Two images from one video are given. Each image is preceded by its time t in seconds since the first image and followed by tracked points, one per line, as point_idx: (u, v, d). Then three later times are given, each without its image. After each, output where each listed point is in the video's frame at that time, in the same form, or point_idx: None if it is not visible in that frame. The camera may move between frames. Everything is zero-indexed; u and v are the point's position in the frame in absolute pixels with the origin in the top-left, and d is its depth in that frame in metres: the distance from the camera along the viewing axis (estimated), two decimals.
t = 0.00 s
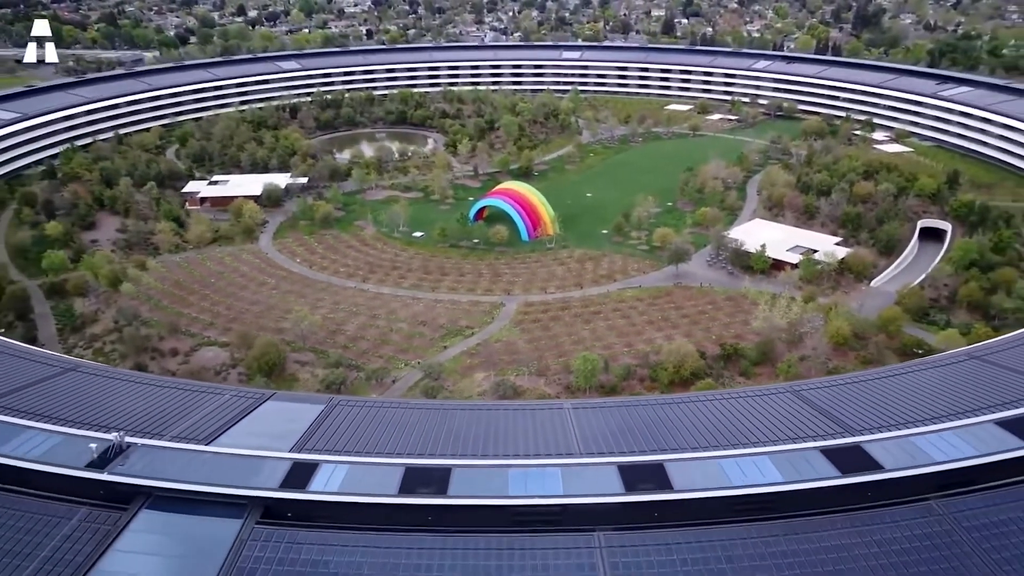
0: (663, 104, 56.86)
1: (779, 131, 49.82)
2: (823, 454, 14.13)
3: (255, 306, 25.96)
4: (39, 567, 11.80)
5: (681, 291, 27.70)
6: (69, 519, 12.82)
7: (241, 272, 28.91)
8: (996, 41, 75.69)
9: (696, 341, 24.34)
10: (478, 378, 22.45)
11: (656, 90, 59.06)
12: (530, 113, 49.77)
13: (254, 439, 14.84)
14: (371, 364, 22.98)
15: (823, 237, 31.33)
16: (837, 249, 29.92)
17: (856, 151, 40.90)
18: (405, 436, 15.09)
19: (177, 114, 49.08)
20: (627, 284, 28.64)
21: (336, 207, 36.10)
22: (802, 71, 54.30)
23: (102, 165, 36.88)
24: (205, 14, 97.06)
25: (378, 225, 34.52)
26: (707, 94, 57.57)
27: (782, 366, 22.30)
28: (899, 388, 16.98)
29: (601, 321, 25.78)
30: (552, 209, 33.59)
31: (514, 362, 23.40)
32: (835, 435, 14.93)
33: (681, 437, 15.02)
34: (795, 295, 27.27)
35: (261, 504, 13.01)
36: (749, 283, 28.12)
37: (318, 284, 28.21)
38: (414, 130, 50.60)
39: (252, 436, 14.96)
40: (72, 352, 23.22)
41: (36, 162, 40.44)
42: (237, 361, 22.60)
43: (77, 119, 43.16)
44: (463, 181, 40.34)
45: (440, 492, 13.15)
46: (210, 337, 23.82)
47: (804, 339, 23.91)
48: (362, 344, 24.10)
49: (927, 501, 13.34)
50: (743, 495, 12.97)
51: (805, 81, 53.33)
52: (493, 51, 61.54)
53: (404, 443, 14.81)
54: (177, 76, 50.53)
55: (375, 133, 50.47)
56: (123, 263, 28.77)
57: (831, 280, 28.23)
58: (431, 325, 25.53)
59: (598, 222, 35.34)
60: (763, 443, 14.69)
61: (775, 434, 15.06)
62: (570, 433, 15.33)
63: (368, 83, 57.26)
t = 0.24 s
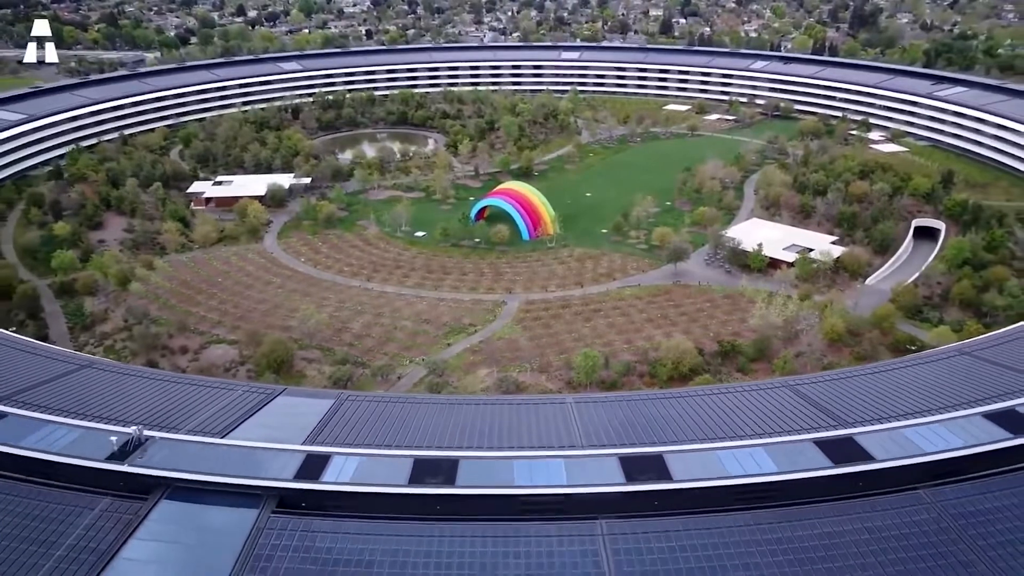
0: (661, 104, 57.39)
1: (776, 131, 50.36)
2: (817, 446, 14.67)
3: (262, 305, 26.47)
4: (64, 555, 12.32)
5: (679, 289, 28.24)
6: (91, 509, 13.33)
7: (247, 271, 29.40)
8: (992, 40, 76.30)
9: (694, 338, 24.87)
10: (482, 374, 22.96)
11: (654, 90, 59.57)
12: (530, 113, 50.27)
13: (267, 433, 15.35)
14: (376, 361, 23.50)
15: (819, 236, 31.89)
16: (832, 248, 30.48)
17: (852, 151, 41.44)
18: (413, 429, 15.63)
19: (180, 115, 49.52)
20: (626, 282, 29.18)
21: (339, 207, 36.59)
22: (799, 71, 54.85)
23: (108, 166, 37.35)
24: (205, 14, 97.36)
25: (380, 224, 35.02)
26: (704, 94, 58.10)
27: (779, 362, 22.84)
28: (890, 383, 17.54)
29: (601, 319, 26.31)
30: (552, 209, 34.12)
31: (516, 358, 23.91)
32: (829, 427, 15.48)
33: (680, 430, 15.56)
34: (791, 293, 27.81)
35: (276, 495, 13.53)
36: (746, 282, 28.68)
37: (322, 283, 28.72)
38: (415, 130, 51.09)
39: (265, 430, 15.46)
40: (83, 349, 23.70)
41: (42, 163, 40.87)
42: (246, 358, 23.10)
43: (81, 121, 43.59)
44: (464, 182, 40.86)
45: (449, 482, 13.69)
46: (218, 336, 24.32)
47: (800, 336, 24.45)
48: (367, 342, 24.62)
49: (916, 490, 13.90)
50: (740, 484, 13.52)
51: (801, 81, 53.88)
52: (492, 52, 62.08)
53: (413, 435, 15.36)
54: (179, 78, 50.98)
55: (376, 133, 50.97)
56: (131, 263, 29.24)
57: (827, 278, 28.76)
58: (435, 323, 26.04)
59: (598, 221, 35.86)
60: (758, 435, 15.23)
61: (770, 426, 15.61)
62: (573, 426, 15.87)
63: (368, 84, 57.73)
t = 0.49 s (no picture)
0: (657, 104, 58.02)
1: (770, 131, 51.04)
2: (807, 437, 15.28)
3: (267, 303, 27.04)
4: (88, 541, 12.88)
5: (676, 287, 28.87)
6: (112, 498, 13.90)
7: (251, 270, 29.95)
8: (985, 40, 77.07)
9: (690, 334, 25.50)
10: (483, 370, 23.56)
11: (650, 90, 60.19)
12: (528, 114, 50.85)
13: (279, 425, 15.92)
14: (380, 358, 24.09)
15: (812, 235, 32.55)
16: (825, 247, 31.14)
17: (846, 150, 42.12)
18: (420, 422, 16.23)
19: (181, 115, 50.01)
20: (624, 280, 29.81)
21: (340, 207, 37.14)
22: (793, 72, 55.51)
23: (112, 167, 37.85)
24: (203, 15, 97.74)
25: (382, 224, 35.58)
26: (700, 95, 58.75)
27: (772, 358, 23.49)
28: (878, 377, 18.18)
29: (599, 316, 26.92)
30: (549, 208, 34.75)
31: (516, 355, 24.52)
32: (819, 419, 16.09)
33: (676, 422, 16.17)
34: (784, 290, 28.47)
35: (289, 484, 14.12)
36: (740, 279, 29.32)
37: (326, 282, 29.29)
38: (414, 131, 51.65)
39: (276, 423, 16.04)
40: (93, 346, 24.24)
41: (46, 164, 41.36)
42: (253, 355, 23.68)
43: (84, 122, 44.08)
44: (464, 181, 41.46)
45: (455, 472, 14.29)
46: (225, 333, 24.89)
47: (793, 332, 25.11)
48: (371, 339, 25.21)
49: (902, 478, 14.52)
50: (733, 473, 14.13)
51: (796, 82, 54.55)
52: (490, 53, 62.68)
53: (419, 428, 15.96)
54: (180, 79, 51.46)
55: (376, 133, 51.52)
56: (138, 262, 29.79)
57: (820, 276, 29.42)
58: (437, 320, 26.62)
59: (595, 220, 36.49)
60: (751, 427, 15.84)
61: (762, 419, 16.23)
62: (573, 419, 16.47)
63: (368, 84, 58.22)
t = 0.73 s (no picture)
0: (654, 105, 58.59)
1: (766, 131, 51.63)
2: (799, 429, 15.83)
3: (271, 302, 27.54)
4: (106, 531, 13.37)
5: (672, 285, 29.43)
6: (128, 490, 14.40)
7: (255, 269, 30.44)
8: (978, 40, 77.79)
9: (686, 331, 26.06)
10: (484, 366, 24.09)
11: (647, 91, 60.76)
12: (526, 114, 51.38)
13: (288, 419, 16.43)
14: (383, 355, 24.61)
15: (806, 234, 33.13)
16: (819, 246, 31.72)
17: (840, 150, 42.71)
18: (425, 416, 16.75)
19: (182, 116, 50.44)
20: (621, 279, 30.36)
21: (341, 207, 37.63)
22: (788, 72, 56.11)
23: (115, 167, 38.29)
24: (201, 15, 98.07)
25: (382, 224, 36.07)
26: (696, 95, 59.33)
27: (766, 354, 24.06)
28: (869, 372, 18.75)
29: (597, 314, 27.47)
30: (548, 208, 35.25)
31: (517, 352, 25.05)
32: (811, 413, 16.65)
33: (673, 416, 16.71)
34: (778, 288, 29.03)
35: (299, 475, 14.64)
36: (736, 278, 29.89)
37: (328, 280, 29.79)
38: (413, 131, 52.15)
39: (285, 417, 16.56)
40: (101, 344, 24.71)
41: (50, 164, 41.79)
42: (258, 353, 24.18)
43: (86, 123, 44.48)
44: (463, 182, 42.00)
45: (459, 463, 14.80)
46: (231, 332, 25.39)
47: (787, 329, 25.68)
48: (374, 336, 25.72)
49: (890, 468, 15.08)
50: (728, 464, 14.67)
51: (791, 82, 55.14)
52: (488, 54, 63.23)
53: (424, 422, 16.48)
54: (181, 79, 51.90)
55: (375, 134, 52.01)
56: (143, 261, 30.26)
57: (814, 274, 29.98)
58: (438, 318, 27.14)
59: (593, 220, 37.03)
60: (745, 421, 16.38)
61: (756, 412, 16.78)
62: (572, 413, 17.01)
63: (367, 84, 58.67)
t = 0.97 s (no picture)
0: (650, 105, 59.21)
1: (760, 132, 52.30)
2: (790, 421, 16.45)
3: (276, 301, 28.09)
4: (125, 520, 13.94)
5: (668, 284, 30.04)
6: (146, 480, 14.99)
7: (258, 269, 30.98)
8: (971, 41, 78.58)
9: (682, 328, 26.68)
10: (485, 363, 24.68)
11: (643, 91, 61.40)
12: (523, 114, 51.96)
13: (297, 414, 17.01)
14: (386, 352, 25.18)
15: (799, 234, 33.77)
16: (811, 245, 32.36)
17: (833, 151, 43.38)
18: (429, 410, 17.33)
19: (183, 117, 50.91)
20: (618, 277, 30.97)
21: (342, 207, 38.17)
22: (782, 73, 56.77)
23: (119, 168, 38.78)
24: (199, 15, 98.44)
25: (383, 224, 36.62)
26: (692, 96, 59.99)
27: (760, 350, 24.69)
28: (858, 367, 19.38)
29: (595, 312, 28.07)
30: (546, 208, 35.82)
31: (516, 349, 25.64)
32: (801, 406, 17.27)
33: (669, 409, 17.33)
34: (772, 286, 29.67)
35: (310, 466, 15.22)
36: (730, 276, 30.52)
37: (331, 280, 30.34)
38: (412, 131, 52.69)
39: (295, 411, 17.12)
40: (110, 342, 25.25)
41: (53, 165, 42.24)
42: (264, 350, 24.74)
43: (89, 124, 44.94)
44: (462, 182, 42.59)
45: (464, 454, 15.40)
46: (237, 330, 25.94)
47: (780, 326, 26.32)
48: (376, 334, 26.29)
49: (877, 459, 15.71)
50: (721, 455, 15.29)
51: (785, 83, 55.81)
52: (486, 55, 63.82)
53: (429, 415, 17.07)
54: (182, 81, 52.37)
55: (375, 135, 52.56)
56: (148, 261, 30.78)
57: (806, 272, 30.62)
58: (439, 316, 27.72)
59: (590, 219, 37.63)
60: (739, 413, 17.00)
61: (749, 406, 17.40)
62: (572, 406, 17.62)
63: (366, 85, 59.13)
